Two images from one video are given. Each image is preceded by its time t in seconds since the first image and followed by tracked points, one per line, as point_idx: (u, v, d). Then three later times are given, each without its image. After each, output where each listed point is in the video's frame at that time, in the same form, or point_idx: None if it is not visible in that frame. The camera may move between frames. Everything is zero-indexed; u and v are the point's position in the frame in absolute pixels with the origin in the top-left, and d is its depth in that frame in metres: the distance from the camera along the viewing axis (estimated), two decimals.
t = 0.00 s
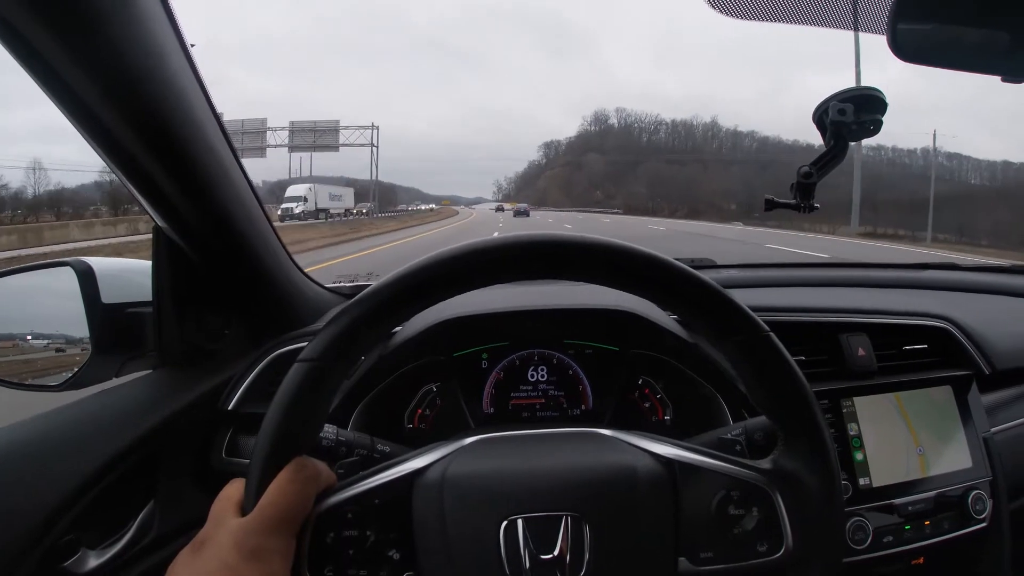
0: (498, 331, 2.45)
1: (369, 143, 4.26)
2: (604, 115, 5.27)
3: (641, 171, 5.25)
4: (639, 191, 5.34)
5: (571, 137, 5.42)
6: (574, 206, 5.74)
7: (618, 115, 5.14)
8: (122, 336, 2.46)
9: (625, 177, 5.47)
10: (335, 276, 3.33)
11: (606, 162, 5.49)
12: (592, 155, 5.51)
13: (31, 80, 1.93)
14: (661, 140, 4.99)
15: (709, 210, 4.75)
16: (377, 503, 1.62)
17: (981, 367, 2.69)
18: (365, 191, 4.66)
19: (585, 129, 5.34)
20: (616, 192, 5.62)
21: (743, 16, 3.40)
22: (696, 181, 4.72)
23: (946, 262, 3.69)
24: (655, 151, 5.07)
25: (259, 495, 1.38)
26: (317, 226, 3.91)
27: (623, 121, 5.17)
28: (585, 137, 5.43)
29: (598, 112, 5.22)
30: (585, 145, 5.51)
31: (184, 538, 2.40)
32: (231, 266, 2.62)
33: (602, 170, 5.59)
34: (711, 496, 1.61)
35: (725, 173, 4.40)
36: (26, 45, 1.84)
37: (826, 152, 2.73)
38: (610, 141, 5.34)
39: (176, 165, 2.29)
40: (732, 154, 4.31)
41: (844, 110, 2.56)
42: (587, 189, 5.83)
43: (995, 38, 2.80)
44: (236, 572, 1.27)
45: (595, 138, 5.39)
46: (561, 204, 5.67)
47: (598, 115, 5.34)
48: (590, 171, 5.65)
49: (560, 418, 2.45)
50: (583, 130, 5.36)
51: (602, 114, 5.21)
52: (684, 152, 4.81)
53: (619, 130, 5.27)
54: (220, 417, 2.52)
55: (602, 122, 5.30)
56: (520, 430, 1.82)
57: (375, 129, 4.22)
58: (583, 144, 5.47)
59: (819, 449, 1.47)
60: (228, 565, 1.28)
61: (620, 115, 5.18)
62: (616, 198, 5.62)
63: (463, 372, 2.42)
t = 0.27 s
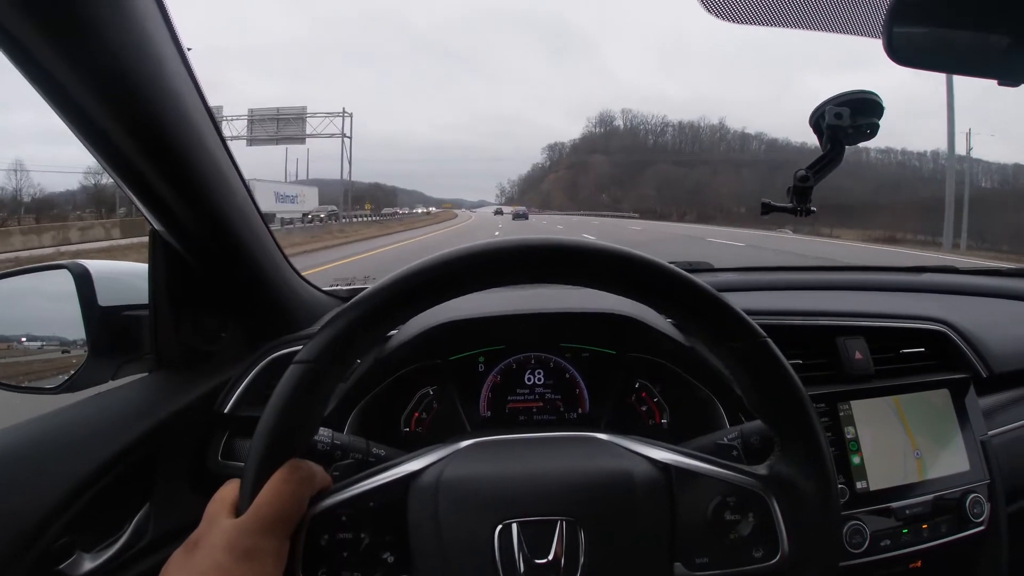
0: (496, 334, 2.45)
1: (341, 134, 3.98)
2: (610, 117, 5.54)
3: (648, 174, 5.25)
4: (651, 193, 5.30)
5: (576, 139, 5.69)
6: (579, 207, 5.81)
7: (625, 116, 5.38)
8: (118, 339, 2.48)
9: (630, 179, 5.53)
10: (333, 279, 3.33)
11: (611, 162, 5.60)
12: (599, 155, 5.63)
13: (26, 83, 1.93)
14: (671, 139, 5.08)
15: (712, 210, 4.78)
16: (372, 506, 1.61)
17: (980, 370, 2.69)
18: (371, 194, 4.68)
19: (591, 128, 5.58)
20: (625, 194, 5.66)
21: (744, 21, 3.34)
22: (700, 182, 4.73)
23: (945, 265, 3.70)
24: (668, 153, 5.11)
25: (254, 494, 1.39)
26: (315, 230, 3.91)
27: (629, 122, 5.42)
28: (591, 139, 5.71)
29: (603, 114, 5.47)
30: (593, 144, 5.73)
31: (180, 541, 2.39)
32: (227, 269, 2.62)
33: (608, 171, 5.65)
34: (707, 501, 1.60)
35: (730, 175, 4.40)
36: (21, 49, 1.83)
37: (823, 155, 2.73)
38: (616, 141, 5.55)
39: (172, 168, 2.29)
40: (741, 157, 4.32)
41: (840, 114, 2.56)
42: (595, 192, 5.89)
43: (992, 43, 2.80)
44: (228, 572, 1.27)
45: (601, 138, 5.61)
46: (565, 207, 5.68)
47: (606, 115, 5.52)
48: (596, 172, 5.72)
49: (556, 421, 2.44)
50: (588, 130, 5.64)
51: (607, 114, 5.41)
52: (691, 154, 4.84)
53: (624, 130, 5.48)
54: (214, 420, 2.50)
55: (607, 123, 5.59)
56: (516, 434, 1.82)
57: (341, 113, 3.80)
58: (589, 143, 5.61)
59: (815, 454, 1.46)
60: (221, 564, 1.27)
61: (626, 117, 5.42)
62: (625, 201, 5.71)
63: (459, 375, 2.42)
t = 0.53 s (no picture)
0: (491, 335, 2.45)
1: (291, 113, 3.52)
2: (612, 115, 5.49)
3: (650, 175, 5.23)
4: (655, 191, 5.14)
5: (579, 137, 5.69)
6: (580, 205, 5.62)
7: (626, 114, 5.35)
8: (112, 340, 2.48)
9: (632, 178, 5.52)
10: (327, 280, 3.32)
11: (615, 161, 5.59)
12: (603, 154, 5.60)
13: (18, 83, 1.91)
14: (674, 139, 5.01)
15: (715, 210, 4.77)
16: (365, 508, 1.60)
17: (976, 370, 2.69)
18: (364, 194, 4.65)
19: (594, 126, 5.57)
20: (629, 193, 5.62)
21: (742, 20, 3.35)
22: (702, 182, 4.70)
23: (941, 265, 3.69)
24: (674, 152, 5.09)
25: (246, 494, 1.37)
26: (309, 230, 3.91)
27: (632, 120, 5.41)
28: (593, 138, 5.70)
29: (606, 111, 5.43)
30: (596, 143, 5.72)
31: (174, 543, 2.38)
32: (220, 269, 2.60)
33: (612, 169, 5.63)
34: (702, 506, 1.59)
35: (732, 174, 4.36)
36: (13, 49, 1.82)
37: (819, 154, 2.73)
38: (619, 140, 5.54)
39: (165, 169, 2.27)
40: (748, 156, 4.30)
41: (836, 113, 2.55)
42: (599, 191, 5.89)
43: (989, 42, 2.79)
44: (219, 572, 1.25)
45: (604, 137, 5.61)
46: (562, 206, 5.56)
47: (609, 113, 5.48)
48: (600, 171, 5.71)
49: (552, 422, 2.44)
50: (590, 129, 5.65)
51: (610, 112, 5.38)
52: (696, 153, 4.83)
53: (627, 128, 5.45)
54: (208, 421, 2.48)
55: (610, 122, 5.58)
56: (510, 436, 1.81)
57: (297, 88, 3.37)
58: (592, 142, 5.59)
59: (810, 457, 1.46)
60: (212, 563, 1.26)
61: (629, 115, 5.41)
62: (629, 200, 5.65)
63: (455, 376, 2.41)
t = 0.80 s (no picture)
0: (490, 337, 2.44)
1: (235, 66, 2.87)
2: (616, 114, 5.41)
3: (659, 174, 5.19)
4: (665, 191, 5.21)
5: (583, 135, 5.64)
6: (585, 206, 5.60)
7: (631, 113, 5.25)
8: (111, 342, 2.47)
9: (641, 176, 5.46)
10: (325, 281, 3.31)
11: (621, 160, 5.57)
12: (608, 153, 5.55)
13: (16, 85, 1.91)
14: (681, 138, 4.99)
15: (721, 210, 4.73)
16: (363, 511, 1.59)
17: (975, 372, 2.68)
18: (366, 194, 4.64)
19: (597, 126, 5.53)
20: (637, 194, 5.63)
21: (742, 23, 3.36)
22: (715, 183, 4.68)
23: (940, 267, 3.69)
24: (683, 153, 5.04)
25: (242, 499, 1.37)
26: (307, 231, 3.90)
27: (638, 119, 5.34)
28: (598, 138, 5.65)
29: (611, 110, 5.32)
30: (601, 142, 5.68)
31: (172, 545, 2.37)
32: (219, 271, 2.60)
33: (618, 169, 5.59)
34: (700, 509, 1.59)
35: (741, 174, 4.37)
36: (10, 51, 1.82)
37: (818, 156, 2.73)
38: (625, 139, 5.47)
39: (163, 171, 2.27)
40: (756, 156, 4.27)
41: (835, 114, 2.54)
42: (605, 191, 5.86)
43: (988, 44, 2.79)
44: None
45: (609, 137, 5.52)
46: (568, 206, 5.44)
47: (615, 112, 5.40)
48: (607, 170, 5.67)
49: (550, 424, 2.43)
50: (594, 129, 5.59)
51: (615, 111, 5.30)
52: (705, 153, 4.78)
53: (633, 128, 5.31)
54: (206, 423, 2.48)
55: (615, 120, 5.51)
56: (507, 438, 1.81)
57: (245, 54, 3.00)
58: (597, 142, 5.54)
59: (808, 460, 1.46)
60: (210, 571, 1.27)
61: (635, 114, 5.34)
62: (637, 200, 5.66)
63: (452, 378, 2.41)
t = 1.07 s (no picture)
0: (488, 338, 2.44)
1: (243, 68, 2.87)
2: (623, 113, 5.34)
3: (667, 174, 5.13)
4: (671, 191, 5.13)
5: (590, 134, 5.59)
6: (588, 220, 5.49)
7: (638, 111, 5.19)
8: (108, 344, 2.46)
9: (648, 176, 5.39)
10: (324, 283, 3.31)
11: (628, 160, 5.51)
12: (614, 152, 5.52)
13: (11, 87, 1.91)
14: (690, 137, 4.92)
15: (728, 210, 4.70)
16: (359, 514, 1.59)
17: (974, 372, 2.68)
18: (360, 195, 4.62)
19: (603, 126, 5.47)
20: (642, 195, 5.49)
21: (741, 24, 3.37)
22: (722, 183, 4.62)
23: (939, 267, 3.69)
24: (691, 152, 4.94)
25: (239, 504, 1.36)
26: (305, 233, 3.91)
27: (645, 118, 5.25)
28: (604, 137, 5.59)
29: (616, 108, 5.26)
30: (607, 142, 5.63)
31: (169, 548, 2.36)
32: (216, 273, 2.60)
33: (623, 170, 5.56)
34: (699, 511, 1.58)
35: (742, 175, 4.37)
36: (5, 52, 1.81)
37: (816, 156, 2.73)
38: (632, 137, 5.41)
39: (160, 173, 2.26)
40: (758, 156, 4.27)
41: (834, 115, 2.54)
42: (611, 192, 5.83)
43: (987, 44, 2.79)
44: None
45: (615, 136, 5.47)
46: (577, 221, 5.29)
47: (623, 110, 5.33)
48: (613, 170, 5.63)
49: (549, 425, 2.43)
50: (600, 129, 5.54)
51: (621, 110, 5.24)
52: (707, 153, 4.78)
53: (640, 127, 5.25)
54: (204, 425, 2.47)
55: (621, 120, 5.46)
56: (505, 440, 1.81)
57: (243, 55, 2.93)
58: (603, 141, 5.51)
59: (807, 462, 1.45)
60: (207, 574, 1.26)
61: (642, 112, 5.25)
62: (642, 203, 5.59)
63: (450, 379, 2.41)
